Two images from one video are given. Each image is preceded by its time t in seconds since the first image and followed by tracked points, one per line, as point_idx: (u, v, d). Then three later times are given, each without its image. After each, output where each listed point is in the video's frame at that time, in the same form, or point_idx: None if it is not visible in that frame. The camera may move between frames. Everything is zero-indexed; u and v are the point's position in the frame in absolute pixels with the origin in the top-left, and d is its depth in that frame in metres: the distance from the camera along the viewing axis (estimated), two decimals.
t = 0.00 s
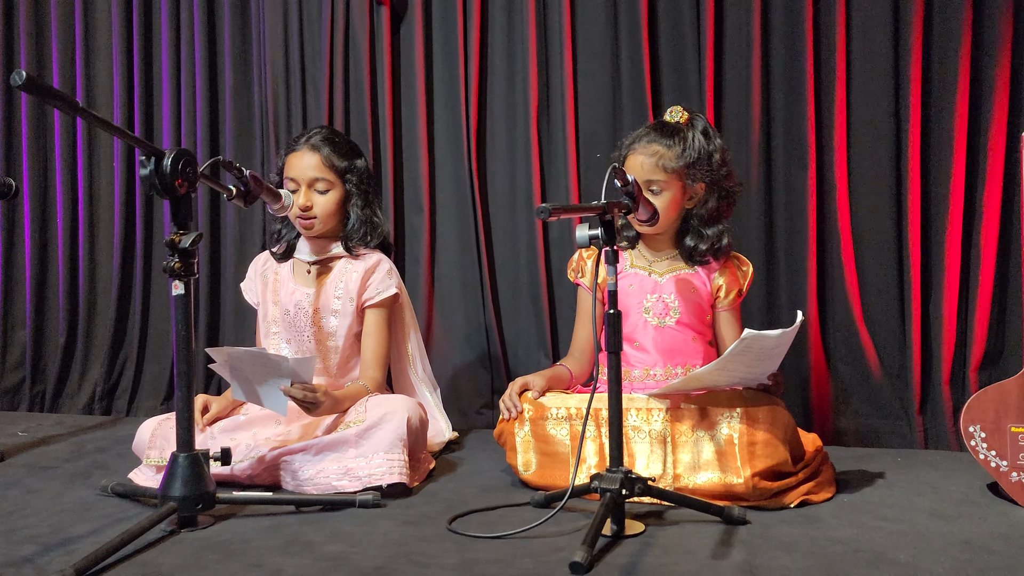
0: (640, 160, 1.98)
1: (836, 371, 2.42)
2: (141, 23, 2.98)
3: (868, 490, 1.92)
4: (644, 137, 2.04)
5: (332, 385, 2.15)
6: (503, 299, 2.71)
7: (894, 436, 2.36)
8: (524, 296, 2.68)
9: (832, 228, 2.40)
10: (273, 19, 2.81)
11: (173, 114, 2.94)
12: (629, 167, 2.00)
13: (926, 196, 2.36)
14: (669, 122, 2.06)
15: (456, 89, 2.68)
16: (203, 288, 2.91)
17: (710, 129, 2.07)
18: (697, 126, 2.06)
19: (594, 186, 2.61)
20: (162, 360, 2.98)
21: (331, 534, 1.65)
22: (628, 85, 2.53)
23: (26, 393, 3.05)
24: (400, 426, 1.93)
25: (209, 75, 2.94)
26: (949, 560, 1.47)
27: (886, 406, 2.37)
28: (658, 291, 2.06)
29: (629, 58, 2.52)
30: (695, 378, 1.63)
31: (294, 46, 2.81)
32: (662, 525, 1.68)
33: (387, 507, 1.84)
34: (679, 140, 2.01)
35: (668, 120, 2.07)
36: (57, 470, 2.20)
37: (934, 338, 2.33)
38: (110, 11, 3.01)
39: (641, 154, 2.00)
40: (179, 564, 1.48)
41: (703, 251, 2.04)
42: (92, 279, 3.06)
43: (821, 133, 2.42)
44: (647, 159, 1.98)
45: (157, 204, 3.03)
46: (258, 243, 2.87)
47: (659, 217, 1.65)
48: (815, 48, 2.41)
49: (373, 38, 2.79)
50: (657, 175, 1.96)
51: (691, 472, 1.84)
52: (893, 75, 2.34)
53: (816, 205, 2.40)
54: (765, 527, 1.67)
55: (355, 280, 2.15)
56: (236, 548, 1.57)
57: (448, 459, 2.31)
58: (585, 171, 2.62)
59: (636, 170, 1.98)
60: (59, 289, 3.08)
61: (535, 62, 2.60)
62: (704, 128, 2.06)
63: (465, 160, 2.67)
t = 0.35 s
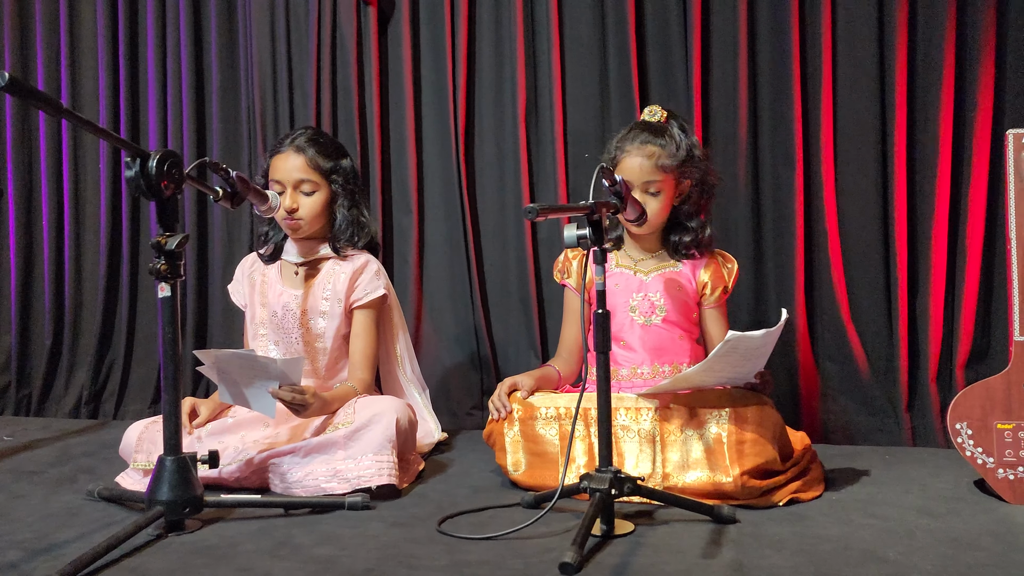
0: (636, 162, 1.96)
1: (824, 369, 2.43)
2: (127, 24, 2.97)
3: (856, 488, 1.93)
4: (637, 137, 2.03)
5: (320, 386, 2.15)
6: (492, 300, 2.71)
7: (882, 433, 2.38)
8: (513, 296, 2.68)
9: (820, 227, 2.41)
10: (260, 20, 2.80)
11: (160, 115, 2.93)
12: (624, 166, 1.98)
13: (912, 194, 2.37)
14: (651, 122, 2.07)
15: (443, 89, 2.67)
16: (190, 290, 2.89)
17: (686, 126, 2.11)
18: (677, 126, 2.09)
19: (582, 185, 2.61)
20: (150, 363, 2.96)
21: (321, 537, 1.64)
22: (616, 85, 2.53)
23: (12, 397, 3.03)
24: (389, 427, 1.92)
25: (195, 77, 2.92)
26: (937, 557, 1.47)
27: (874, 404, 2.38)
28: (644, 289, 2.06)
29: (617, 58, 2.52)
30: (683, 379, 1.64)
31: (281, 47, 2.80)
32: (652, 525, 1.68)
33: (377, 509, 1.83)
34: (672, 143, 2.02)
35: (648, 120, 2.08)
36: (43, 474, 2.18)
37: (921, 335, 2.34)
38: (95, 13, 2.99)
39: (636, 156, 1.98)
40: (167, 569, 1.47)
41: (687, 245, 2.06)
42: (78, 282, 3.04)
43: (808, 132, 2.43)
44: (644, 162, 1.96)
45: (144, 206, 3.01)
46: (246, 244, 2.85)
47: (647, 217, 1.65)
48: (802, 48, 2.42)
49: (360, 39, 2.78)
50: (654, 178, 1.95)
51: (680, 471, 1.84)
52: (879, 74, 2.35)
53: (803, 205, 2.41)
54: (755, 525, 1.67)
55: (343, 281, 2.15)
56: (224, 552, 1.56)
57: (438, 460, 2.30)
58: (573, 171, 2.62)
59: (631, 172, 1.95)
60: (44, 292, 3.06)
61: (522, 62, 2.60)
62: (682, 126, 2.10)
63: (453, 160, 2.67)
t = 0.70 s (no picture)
0: (654, 160, 1.98)
1: (815, 368, 2.44)
2: (117, 25, 2.95)
3: (847, 487, 1.94)
4: (650, 134, 2.05)
5: (312, 388, 2.14)
6: (485, 301, 2.71)
7: (873, 432, 2.39)
8: (505, 296, 2.68)
9: (810, 227, 2.42)
10: (250, 20, 2.79)
11: (150, 116, 2.92)
12: (641, 161, 1.98)
13: (903, 194, 2.38)
14: (641, 121, 2.10)
15: (435, 89, 2.67)
16: (181, 291, 2.88)
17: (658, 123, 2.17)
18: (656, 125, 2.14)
19: (574, 186, 2.61)
20: (141, 364, 2.96)
21: (313, 538, 1.64)
22: (608, 86, 2.54)
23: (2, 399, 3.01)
24: (382, 428, 1.92)
25: (186, 77, 2.91)
26: (928, 554, 1.48)
27: (865, 403, 2.39)
28: (635, 288, 2.07)
29: (608, 59, 2.52)
30: (673, 377, 1.65)
31: (272, 48, 2.79)
32: (644, 525, 1.69)
33: (369, 510, 1.83)
34: (679, 148, 2.09)
35: (637, 119, 2.11)
36: (33, 477, 2.17)
37: (911, 334, 2.35)
38: (85, 13, 2.97)
39: (652, 154, 2.00)
40: (159, 571, 1.47)
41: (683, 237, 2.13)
42: (68, 283, 3.03)
43: (799, 133, 2.44)
44: (662, 162, 1.99)
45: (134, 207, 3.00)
46: (237, 245, 2.85)
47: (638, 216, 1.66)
48: (792, 48, 2.43)
49: (352, 39, 2.78)
50: (668, 180, 1.98)
51: (673, 471, 1.84)
52: (869, 74, 2.36)
53: (794, 204, 2.41)
54: (747, 524, 1.67)
55: (335, 282, 2.14)
56: (217, 554, 1.55)
57: (431, 460, 2.31)
58: (565, 172, 2.62)
59: (649, 168, 1.97)
60: (34, 293, 3.04)
61: (514, 62, 2.60)
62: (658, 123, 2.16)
63: (445, 161, 2.67)
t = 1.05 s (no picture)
0: (648, 158, 1.97)
1: (810, 367, 2.45)
2: (112, 23, 2.95)
3: (842, 486, 1.94)
4: (645, 132, 2.05)
5: (308, 387, 2.14)
6: (480, 300, 2.71)
7: (868, 432, 2.39)
8: (501, 295, 2.67)
9: (806, 226, 2.42)
10: (246, 19, 2.78)
11: (146, 115, 2.91)
12: (635, 159, 1.97)
13: (898, 194, 2.39)
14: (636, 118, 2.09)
15: (431, 88, 2.67)
16: (176, 290, 2.88)
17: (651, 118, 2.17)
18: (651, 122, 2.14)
19: (570, 185, 2.61)
20: (136, 363, 2.95)
21: (309, 537, 1.64)
22: (604, 85, 2.54)
23: None
24: (378, 428, 1.91)
25: (181, 76, 2.90)
26: (923, 554, 1.48)
27: (860, 403, 2.40)
28: (629, 285, 2.07)
29: (604, 58, 2.52)
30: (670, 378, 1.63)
31: (268, 46, 2.79)
32: (640, 524, 1.69)
33: (365, 509, 1.83)
34: (673, 146, 2.08)
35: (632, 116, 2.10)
36: (27, 476, 2.16)
37: (906, 334, 2.36)
38: (80, 11, 2.96)
39: (647, 152, 2.00)
40: (153, 571, 1.46)
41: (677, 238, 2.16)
42: (62, 282, 3.02)
43: (795, 132, 2.44)
44: (657, 160, 1.98)
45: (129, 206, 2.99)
46: (232, 244, 2.84)
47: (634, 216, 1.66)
48: (788, 47, 2.43)
49: (347, 38, 2.77)
50: (662, 179, 1.98)
51: (669, 470, 1.84)
52: (865, 74, 2.36)
53: (789, 203, 2.42)
54: (743, 524, 1.67)
55: (332, 281, 2.14)
56: (212, 554, 1.55)
57: (426, 459, 2.30)
58: (562, 171, 2.62)
59: (643, 166, 1.96)
60: (29, 292, 3.03)
61: (510, 61, 2.60)
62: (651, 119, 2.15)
63: (440, 159, 2.67)
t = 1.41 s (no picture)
0: (644, 153, 1.97)
1: (808, 367, 2.45)
2: (109, 21, 2.94)
3: (840, 485, 1.94)
4: (640, 128, 2.05)
5: (306, 385, 2.13)
6: (479, 299, 2.71)
7: (866, 431, 2.39)
8: (499, 294, 2.67)
9: (804, 225, 2.42)
10: (244, 17, 2.78)
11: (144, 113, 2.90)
12: (631, 155, 1.97)
13: (896, 194, 2.39)
14: (629, 115, 2.10)
15: (430, 86, 2.67)
16: (174, 288, 2.87)
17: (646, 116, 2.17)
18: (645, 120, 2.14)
19: (568, 184, 2.61)
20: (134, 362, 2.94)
21: (308, 536, 1.64)
22: (602, 85, 2.54)
23: None
24: (376, 426, 1.91)
25: (179, 75, 2.90)
26: (922, 553, 1.48)
27: (858, 402, 2.40)
28: (624, 284, 2.07)
29: (603, 57, 2.52)
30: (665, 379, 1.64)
31: (266, 44, 2.78)
32: (639, 523, 1.69)
33: (364, 508, 1.83)
34: (668, 142, 2.07)
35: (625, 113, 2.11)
36: (25, 474, 2.16)
37: (904, 334, 2.36)
38: (77, 8, 2.95)
39: (643, 148, 1.99)
40: (152, 569, 1.46)
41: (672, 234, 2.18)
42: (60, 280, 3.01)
43: (794, 132, 2.44)
44: (653, 156, 1.98)
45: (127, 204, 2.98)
46: (230, 242, 2.83)
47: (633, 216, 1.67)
48: (786, 47, 2.43)
49: (346, 37, 2.77)
50: (658, 174, 1.98)
51: (668, 469, 1.84)
52: (863, 74, 2.36)
53: (788, 203, 2.42)
54: (741, 523, 1.68)
55: (332, 279, 2.14)
56: (210, 552, 1.55)
57: (424, 458, 2.30)
58: (560, 170, 2.61)
59: (639, 161, 1.96)
60: (26, 290, 3.03)
61: (509, 60, 2.60)
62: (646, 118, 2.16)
63: (439, 158, 2.66)
